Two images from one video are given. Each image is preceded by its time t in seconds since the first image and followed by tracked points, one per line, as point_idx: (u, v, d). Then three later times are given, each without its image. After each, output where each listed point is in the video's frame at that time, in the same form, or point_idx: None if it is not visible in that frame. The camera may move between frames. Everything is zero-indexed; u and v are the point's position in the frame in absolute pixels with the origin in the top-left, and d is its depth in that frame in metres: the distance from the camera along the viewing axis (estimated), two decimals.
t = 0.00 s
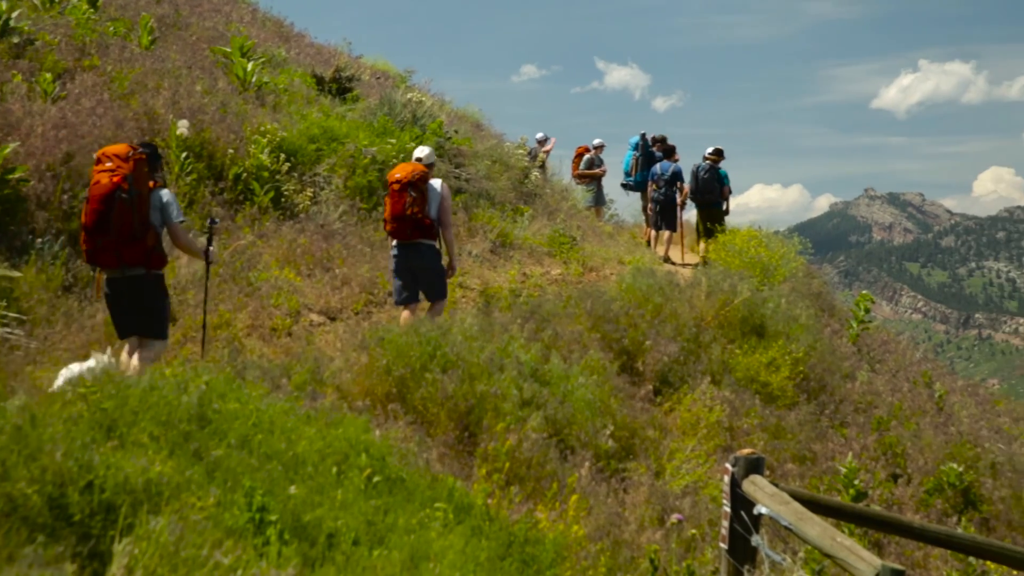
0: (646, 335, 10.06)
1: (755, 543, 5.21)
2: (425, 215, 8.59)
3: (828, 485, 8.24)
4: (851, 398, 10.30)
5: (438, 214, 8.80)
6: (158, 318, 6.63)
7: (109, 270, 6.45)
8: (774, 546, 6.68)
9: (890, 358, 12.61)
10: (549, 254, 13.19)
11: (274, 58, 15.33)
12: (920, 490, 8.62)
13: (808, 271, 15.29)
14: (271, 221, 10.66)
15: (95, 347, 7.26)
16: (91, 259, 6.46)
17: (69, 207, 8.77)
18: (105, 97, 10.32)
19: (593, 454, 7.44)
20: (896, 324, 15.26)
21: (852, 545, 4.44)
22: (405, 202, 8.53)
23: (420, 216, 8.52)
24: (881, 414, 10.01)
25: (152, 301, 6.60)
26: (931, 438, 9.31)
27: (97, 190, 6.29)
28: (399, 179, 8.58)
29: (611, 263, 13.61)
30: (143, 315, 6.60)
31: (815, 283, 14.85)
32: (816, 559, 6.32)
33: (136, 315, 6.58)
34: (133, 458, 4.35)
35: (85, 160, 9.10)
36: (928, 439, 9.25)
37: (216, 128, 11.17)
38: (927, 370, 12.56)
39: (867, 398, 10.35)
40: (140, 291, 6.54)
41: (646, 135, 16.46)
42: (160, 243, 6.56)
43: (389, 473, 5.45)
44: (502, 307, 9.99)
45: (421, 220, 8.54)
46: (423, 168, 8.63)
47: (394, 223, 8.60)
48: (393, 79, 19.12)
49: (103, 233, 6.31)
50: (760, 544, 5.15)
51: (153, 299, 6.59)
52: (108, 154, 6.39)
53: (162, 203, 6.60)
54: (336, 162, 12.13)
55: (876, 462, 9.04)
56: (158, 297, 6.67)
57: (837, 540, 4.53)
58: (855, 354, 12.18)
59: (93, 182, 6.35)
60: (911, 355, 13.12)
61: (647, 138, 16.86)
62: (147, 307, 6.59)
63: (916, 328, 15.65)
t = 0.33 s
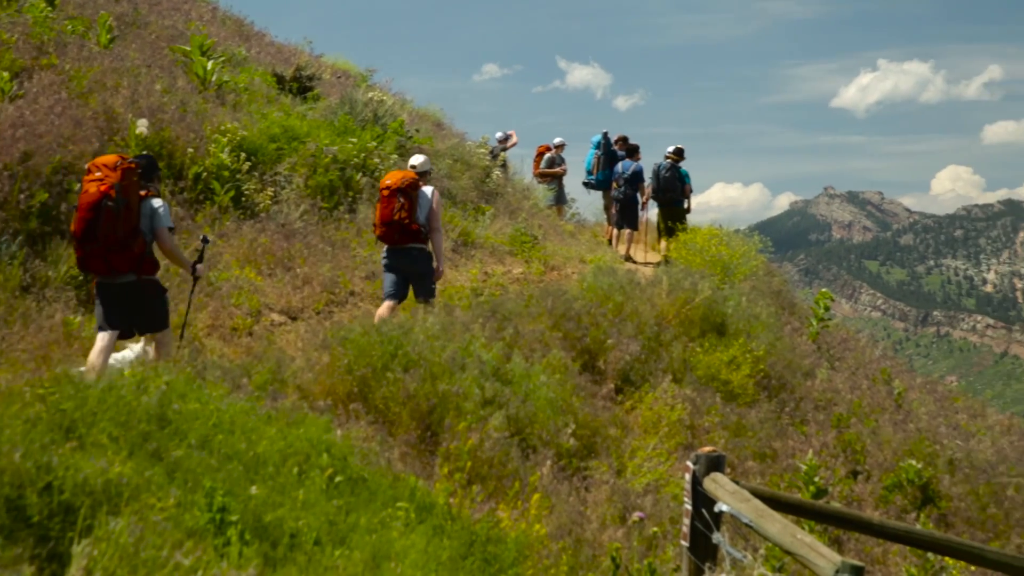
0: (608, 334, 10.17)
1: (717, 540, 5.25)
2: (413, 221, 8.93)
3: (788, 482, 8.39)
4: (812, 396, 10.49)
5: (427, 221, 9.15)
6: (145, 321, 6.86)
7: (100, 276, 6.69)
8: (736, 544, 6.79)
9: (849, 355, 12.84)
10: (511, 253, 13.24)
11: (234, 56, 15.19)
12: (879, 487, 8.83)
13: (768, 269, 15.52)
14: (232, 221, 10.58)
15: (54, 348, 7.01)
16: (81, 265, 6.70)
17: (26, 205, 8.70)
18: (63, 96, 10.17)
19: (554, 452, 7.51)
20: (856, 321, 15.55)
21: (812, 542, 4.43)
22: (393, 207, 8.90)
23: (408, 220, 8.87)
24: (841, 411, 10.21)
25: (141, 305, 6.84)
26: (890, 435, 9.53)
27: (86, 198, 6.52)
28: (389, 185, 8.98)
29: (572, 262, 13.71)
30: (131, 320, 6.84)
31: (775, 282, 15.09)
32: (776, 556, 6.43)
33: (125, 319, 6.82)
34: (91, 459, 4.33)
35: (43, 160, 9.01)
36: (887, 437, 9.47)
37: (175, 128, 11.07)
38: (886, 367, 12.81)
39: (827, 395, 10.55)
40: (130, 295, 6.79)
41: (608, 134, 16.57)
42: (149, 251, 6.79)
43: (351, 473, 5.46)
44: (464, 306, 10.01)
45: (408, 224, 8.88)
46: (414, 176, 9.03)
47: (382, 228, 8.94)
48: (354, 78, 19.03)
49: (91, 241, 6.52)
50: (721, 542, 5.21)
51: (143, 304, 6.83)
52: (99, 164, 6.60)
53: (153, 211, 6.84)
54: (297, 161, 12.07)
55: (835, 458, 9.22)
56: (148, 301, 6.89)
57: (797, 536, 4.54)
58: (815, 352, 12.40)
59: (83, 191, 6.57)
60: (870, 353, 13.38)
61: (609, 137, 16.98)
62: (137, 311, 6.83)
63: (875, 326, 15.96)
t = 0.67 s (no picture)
0: (571, 333, 10.26)
1: (681, 538, 5.24)
2: (405, 214, 9.54)
3: (751, 480, 8.54)
4: (774, 394, 10.66)
5: (418, 213, 9.76)
6: (145, 308, 7.07)
7: (101, 263, 6.90)
8: (699, 541, 7.02)
9: (811, 353, 13.06)
10: (474, 252, 13.28)
11: (196, 56, 15.02)
12: (840, 483, 9.00)
13: (730, 268, 15.73)
14: (193, 221, 10.49)
15: (13, 349, 6.81)
16: (83, 252, 6.91)
17: None
18: (21, 95, 10.03)
19: (518, 452, 7.56)
20: (818, 320, 15.81)
21: (775, 540, 4.43)
22: (386, 201, 9.49)
23: (399, 213, 9.47)
24: (803, 409, 10.39)
25: (141, 291, 7.06)
26: (852, 433, 9.74)
27: (89, 186, 6.73)
28: (382, 179, 9.56)
29: (535, 262, 13.77)
30: (133, 306, 7.03)
31: (738, 281, 15.29)
32: (738, 553, 6.54)
33: (127, 305, 7.03)
34: (52, 461, 4.30)
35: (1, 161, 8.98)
36: (849, 435, 9.68)
37: (136, 127, 10.95)
38: (847, 365, 13.06)
39: (790, 394, 10.73)
40: (129, 282, 7.00)
41: (571, 133, 16.69)
42: (149, 239, 6.99)
43: (315, 473, 5.46)
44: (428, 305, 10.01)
45: (400, 218, 9.49)
46: (405, 170, 9.60)
47: (376, 221, 9.56)
48: (317, 77, 18.91)
49: (93, 228, 6.72)
50: (686, 540, 5.18)
51: (143, 291, 7.05)
52: (102, 153, 6.82)
53: (152, 201, 6.98)
54: (260, 160, 11.98)
55: (798, 456, 9.36)
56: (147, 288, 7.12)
57: (760, 534, 4.54)
58: (778, 350, 12.59)
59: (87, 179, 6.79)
60: (832, 351, 13.62)
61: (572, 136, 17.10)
62: (137, 298, 7.05)
63: (837, 324, 16.24)
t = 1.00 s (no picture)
0: (550, 333, 10.32)
1: (659, 537, 5.23)
2: (412, 214, 9.80)
3: (730, 479, 8.61)
4: (752, 394, 10.77)
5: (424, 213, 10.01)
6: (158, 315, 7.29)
7: (113, 271, 7.16)
8: (677, 541, 7.10)
9: (789, 353, 13.20)
10: (452, 253, 13.30)
11: (172, 55, 14.92)
12: (818, 483, 9.07)
13: (708, 269, 15.86)
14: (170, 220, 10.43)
15: None
16: (96, 261, 7.18)
17: None
18: None
19: (497, 452, 7.59)
20: (796, 320, 15.96)
21: (754, 539, 4.45)
22: (393, 201, 9.75)
23: (406, 213, 9.73)
24: (781, 408, 10.49)
25: (152, 298, 7.30)
26: (829, 433, 9.88)
27: (100, 197, 7.07)
28: (388, 181, 9.84)
29: (514, 262, 13.81)
30: (144, 312, 7.25)
31: (716, 281, 15.42)
32: (717, 553, 6.61)
33: (139, 311, 7.25)
34: (28, 461, 4.29)
35: None
36: (827, 434, 9.82)
37: (113, 127, 10.88)
38: (825, 365, 13.20)
39: (768, 393, 10.84)
40: (141, 289, 7.24)
41: (549, 133, 16.75)
42: (159, 246, 7.27)
43: (293, 473, 5.47)
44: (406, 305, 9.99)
45: (407, 218, 9.75)
46: (410, 171, 9.89)
47: (383, 221, 9.83)
48: (294, 77, 18.84)
49: (105, 236, 7.03)
50: (664, 539, 5.20)
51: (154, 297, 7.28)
52: (110, 166, 7.19)
53: (160, 210, 7.30)
54: (237, 160, 11.92)
55: (776, 455, 9.46)
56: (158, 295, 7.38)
57: (738, 533, 4.54)
58: (756, 350, 12.70)
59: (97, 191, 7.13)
60: (809, 350, 13.75)
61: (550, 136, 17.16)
62: (149, 304, 7.28)
63: (814, 324, 16.40)
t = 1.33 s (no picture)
0: (542, 330, 10.33)
1: (651, 534, 5.22)
2: (425, 210, 9.86)
3: (722, 476, 8.65)
4: (744, 391, 10.80)
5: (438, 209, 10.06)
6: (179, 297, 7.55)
7: (133, 255, 7.40)
8: (669, 538, 7.12)
9: (781, 350, 13.24)
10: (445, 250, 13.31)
11: (164, 52, 14.87)
12: (811, 480, 9.13)
13: (700, 266, 15.91)
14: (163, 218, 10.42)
15: None
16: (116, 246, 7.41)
17: None
18: None
19: (489, 449, 7.59)
20: (788, 317, 16.02)
21: (746, 536, 4.47)
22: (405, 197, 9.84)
23: (419, 208, 9.79)
24: (773, 405, 10.53)
25: (173, 279, 7.54)
26: (821, 430, 9.93)
27: (118, 183, 7.28)
28: (402, 179, 9.98)
29: (506, 259, 13.83)
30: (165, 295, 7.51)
31: (708, 278, 15.48)
32: (710, 549, 6.64)
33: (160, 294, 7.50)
34: (19, 459, 4.29)
35: None
36: (819, 431, 9.86)
37: (104, 124, 10.85)
38: (817, 362, 13.25)
39: (759, 390, 10.88)
40: (162, 271, 7.48)
41: (540, 130, 16.76)
42: (176, 229, 7.48)
43: (285, 471, 5.48)
44: (398, 302, 10.00)
45: (420, 213, 9.82)
46: (423, 169, 10.02)
47: (398, 219, 9.90)
48: (286, 74, 18.82)
49: (124, 221, 7.25)
50: (656, 536, 5.20)
51: (176, 278, 7.52)
52: (126, 151, 7.35)
53: (176, 193, 7.49)
54: (229, 157, 11.89)
55: (769, 452, 9.52)
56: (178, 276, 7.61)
57: (731, 530, 4.56)
58: (749, 347, 12.75)
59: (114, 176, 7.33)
60: (801, 347, 13.80)
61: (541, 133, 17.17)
62: (170, 286, 7.52)
63: (807, 321, 16.43)
